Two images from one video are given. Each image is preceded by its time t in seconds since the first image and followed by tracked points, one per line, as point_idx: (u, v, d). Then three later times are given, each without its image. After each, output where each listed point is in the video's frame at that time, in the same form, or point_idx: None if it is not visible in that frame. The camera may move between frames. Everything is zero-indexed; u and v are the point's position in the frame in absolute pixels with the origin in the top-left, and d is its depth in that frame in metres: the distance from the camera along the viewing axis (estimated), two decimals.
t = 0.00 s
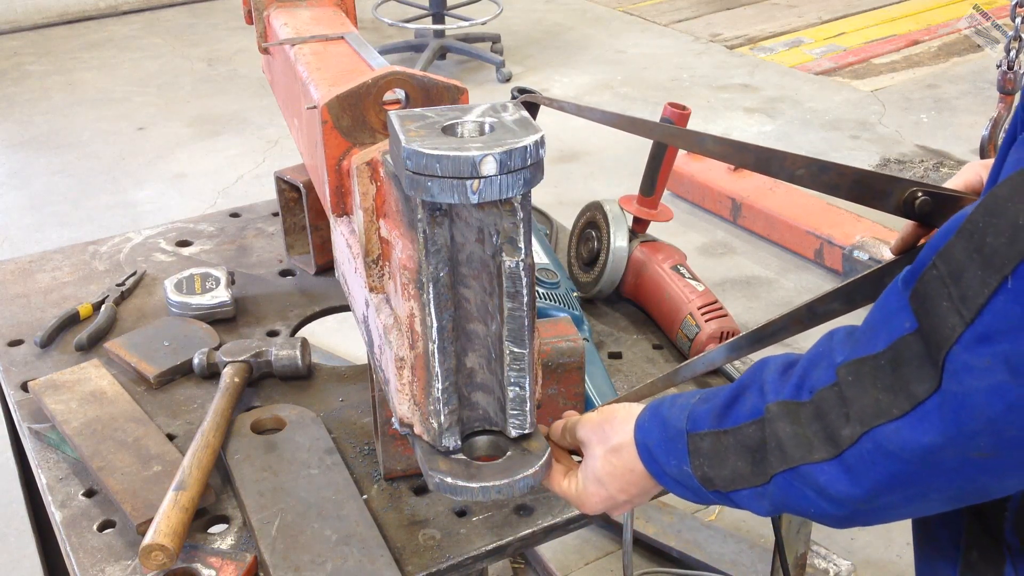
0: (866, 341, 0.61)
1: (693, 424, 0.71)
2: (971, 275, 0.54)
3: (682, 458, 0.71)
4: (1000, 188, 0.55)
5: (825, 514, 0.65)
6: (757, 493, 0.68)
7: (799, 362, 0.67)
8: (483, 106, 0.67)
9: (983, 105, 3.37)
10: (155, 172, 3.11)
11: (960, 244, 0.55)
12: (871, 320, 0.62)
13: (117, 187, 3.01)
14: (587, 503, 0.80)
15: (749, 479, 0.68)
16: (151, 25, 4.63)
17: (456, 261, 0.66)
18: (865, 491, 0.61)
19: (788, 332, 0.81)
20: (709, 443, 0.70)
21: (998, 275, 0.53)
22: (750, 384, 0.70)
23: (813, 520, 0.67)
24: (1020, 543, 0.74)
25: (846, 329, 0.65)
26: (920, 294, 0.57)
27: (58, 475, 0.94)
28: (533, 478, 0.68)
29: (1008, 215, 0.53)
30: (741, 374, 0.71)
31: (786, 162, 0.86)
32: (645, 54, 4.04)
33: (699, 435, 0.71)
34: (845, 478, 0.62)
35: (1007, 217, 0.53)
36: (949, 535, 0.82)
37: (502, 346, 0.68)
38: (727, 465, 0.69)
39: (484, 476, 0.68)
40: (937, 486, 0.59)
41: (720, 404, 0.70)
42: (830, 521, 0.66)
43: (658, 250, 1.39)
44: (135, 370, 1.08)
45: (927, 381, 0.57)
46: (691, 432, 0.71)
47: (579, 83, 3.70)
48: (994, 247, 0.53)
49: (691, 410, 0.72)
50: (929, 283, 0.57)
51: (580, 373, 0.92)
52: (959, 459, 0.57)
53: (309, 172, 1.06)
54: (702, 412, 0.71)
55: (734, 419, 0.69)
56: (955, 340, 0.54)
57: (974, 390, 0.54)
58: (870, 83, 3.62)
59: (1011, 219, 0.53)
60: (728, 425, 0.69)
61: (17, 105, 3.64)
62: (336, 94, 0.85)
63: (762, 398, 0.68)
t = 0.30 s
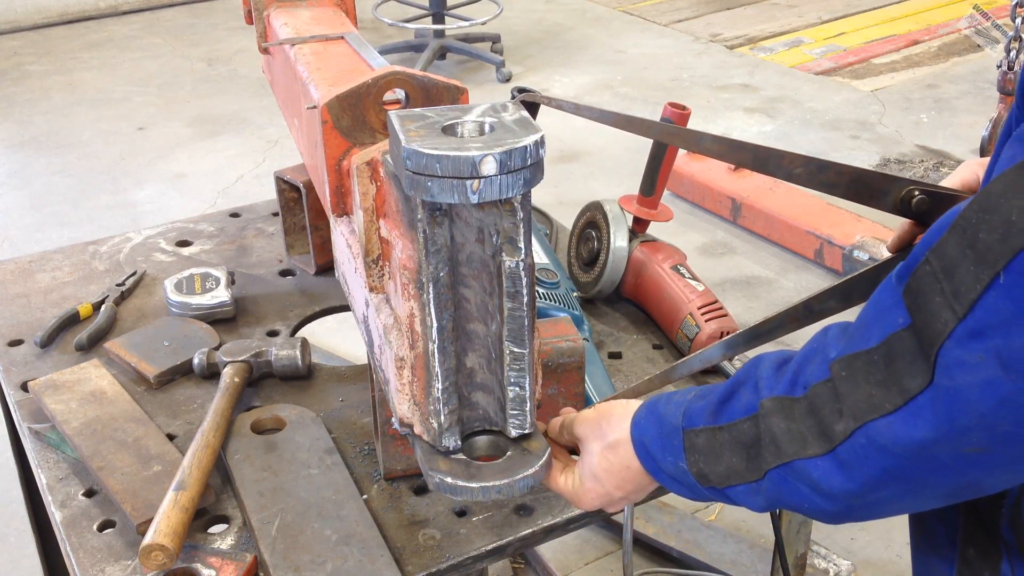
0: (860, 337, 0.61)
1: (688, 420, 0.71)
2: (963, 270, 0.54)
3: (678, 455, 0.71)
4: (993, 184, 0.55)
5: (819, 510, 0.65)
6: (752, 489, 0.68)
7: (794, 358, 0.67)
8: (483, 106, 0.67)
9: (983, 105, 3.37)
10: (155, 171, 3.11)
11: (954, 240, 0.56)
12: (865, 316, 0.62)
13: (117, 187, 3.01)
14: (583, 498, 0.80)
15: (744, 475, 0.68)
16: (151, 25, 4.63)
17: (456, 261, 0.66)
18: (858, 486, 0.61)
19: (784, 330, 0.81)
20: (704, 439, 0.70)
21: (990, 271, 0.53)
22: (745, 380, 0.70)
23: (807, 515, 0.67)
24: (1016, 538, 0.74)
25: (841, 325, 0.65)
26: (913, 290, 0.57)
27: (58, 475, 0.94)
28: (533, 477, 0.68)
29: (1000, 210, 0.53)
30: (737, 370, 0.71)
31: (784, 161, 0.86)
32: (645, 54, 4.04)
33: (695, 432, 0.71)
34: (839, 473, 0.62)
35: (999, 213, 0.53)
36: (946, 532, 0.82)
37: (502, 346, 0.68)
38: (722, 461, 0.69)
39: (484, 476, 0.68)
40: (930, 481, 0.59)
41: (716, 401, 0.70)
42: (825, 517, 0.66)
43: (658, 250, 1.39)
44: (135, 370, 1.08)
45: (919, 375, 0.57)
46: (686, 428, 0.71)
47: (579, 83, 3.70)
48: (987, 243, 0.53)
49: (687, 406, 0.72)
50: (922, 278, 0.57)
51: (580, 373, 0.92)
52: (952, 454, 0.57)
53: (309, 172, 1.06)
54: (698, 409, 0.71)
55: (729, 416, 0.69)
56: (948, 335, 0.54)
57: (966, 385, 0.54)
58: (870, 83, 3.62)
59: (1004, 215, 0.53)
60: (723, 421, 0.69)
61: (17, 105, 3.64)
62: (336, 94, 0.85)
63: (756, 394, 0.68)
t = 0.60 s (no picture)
0: (855, 333, 0.61)
1: (684, 417, 0.71)
2: (956, 266, 0.55)
3: (674, 451, 0.71)
4: (986, 180, 0.55)
5: (814, 506, 0.65)
6: (748, 485, 0.68)
7: (789, 355, 0.67)
8: (483, 106, 0.67)
9: (983, 105, 3.37)
10: (155, 171, 3.11)
11: (946, 235, 0.56)
12: (859, 312, 0.62)
13: (117, 188, 3.01)
14: (581, 496, 0.80)
15: (739, 472, 0.68)
16: (151, 25, 4.63)
17: (456, 261, 0.66)
18: (851, 482, 0.61)
19: (783, 329, 0.81)
20: (700, 436, 0.70)
21: (982, 267, 0.53)
22: (741, 377, 0.70)
23: (802, 511, 0.67)
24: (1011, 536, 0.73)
25: (836, 321, 0.65)
26: (906, 286, 0.58)
27: (59, 475, 0.94)
28: (533, 477, 0.68)
29: (992, 207, 0.53)
30: (733, 368, 0.71)
31: (782, 160, 0.87)
32: (645, 54, 4.04)
33: (690, 428, 0.71)
34: (833, 468, 0.62)
35: (990, 210, 0.53)
36: (944, 531, 0.82)
37: (502, 346, 0.68)
38: (718, 458, 0.69)
39: (484, 476, 0.68)
40: (924, 477, 0.59)
41: (712, 398, 0.70)
42: (819, 513, 0.66)
43: (658, 250, 1.39)
44: (135, 370, 1.08)
45: (912, 371, 0.57)
46: (683, 425, 0.71)
47: (579, 83, 3.70)
48: (978, 239, 0.54)
49: (684, 403, 0.72)
50: (915, 274, 0.57)
51: (580, 373, 0.92)
52: (945, 450, 0.56)
53: (309, 171, 1.06)
54: (694, 406, 0.71)
55: (725, 412, 0.69)
56: (940, 331, 0.54)
57: (958, 380, 0.54)
58: (870, 83, 3.62)
59: (995, 211, 0.53)
60: (719, 417, 0.69)
61: (17, 105, 3.64)
62: (336, 94, 0.85)
63: (752, 390, 0.68)
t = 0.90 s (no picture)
0: (853, 332, 0.62)
1: (684, 417, 0.71)
2: (954, 265, 0.55)
3: (673, 451, 0.71)
4: (984, 178, 0.55)
5: (813, 505, 0.65)
6: (747, 484, 0.68)
7: (788, 354, 0.67)
8: (483, 106, 0.67)
9: (983, 105, 3.37)
10: (155, 171, 3.11)
11: (945, 234, 0.56)
12: (859, 311, 0.62)
13: (116, 188, 3.01)
14: (580, 495, 0.80)
15: (739, 471, 0.68)
16: (151, 25, 4.62)
17: (456, 261, 0.66)
18: (851, 481, 0.61)
19: (783, 329, 0.81)
20: (699, 435, 0.70)
21: (981, 265, 0.53)
22: (740, 376, 0.70)
23: (801, 511, 0.67)
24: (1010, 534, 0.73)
25: (835, 321, 0.65)
26: (904, 284, 0.58)
27: (58, 475, 0.94)
28: (533, 477, 0.68)
29: (990, 205, 0.53)
30: (732, 367, 0.71)
31: (782, 160, 0.87)
32: (645, 54, 4.04)
33: (690, 428, 0.71)
34: (832, 467, 0.62)
35: (989, 208, 0.53)
36: (943, 531, 0.82)
37: (503, 346, 0.68)
38: (717, 457, 0.69)
39: (484, 476, 0.68)
40: (923, 475, 0.59)
41: (712, 397, 0.70)
42: (818, 512, 0.66)
43: (658, 250, 1.39)
44: (135, 370, 1.08)
45: (911, 370, 0.57)
46: (682, 424, 0.71)
47: (579, 83, 3.70)
48: (977, 237, 0.54)
49: (683, 403, 0.72)
50: (914, 272, 0.57)
51: (580, 373, 0.92)
52: (944, 448, 0.56)
53: (309, 172, 1.06)
54: (694, 405, 0.71)
55: (724, 412, 0.69)
56: (939, 329, 0.54)
57: (957, 378, 0.54)
58: (870, 83, 3.62)
59: (993, 209, 0.53)
60: (719, 417, 0.69)
61: (16, 105, 3.64)
62: (336, 94, 0.85)
63: (751, 390, 0.68)
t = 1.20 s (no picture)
0: (853, 332, 0.62)
1: (684, 417, 0.71)
2: (953, 264, 0.55)
3: (673, 451, 0.71)
4: (983, 177, 0.55)
5: (812, 504, 0.65)
6: (746, 484, 0.68)
7: (788, 354, 0.67)
8: (483, 106, 0.67)
9: (983, 105, 3.37)
10: (155, 171, 3.11)
11: (943, 233, 0.56)
12: (858, 311, 0.62)
13: (117, 188, 3.01)
14: (579, 495, 0.80)
15: (738, 471, 0.68)
16: (151, 25, 4.62)
17: (456, 261, 0.66)
18: (850, 480, 0.61)
19: (784, 329, 0.81)
20: (698, 435, 0.70)
21: (980, 265, 0.53)
22: (740, 376, 0.70)
23: (800, 510, 0.67)
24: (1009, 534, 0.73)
25: (834, 321, 0.65)
26: (903, 284, 0.58)
27: (59, 475, 0.94)
28: (533, 477, 0.68)
29: (990, 204, 0.53)
30: (731, 368, 0.71)
31: (782, 161, 0.87)
32: (645, 54, 4.04)
33: (689, 428, 0.71)
34: (831, 467, 0.62)
35: (988, 207, 0.53)
36: (942, 531, 0.82)
37: (503, 346, 0.68)
38: (716, 457, 0.69)
39: (484, 476, 0.68)
40: (923, 475, 0.59)
41: (711, 397, 0.70)
42: (817, 512, 0.66)
43: (658, 250, 1.39)
44: (135, 370, 1.08)
45: (910, 369, 0.57)
46: (682, 424, 0.71)
47: (579, 83, 3.70)
48: (976, 236, 0.53)
49: (683, 403, 0.72)
50: (913, 271, 0.57)
51: (580, 373, 0.92)
52: (943, 447, 0.57)
53: (309, 172, 1.06)
54: (693, 406, 0.71)
55: (724, 412, 0.69)
56: (938, 328, 0.54)
57: (955, 378, 0.54)
58: (870, 83, 3.62)
59: (992, 209, 0.53)
60: (719, 417, 0.69)
61: (16, 105, 3.64)
62: (336, 94, 0.85)
63: (751, 389, 0.68)
